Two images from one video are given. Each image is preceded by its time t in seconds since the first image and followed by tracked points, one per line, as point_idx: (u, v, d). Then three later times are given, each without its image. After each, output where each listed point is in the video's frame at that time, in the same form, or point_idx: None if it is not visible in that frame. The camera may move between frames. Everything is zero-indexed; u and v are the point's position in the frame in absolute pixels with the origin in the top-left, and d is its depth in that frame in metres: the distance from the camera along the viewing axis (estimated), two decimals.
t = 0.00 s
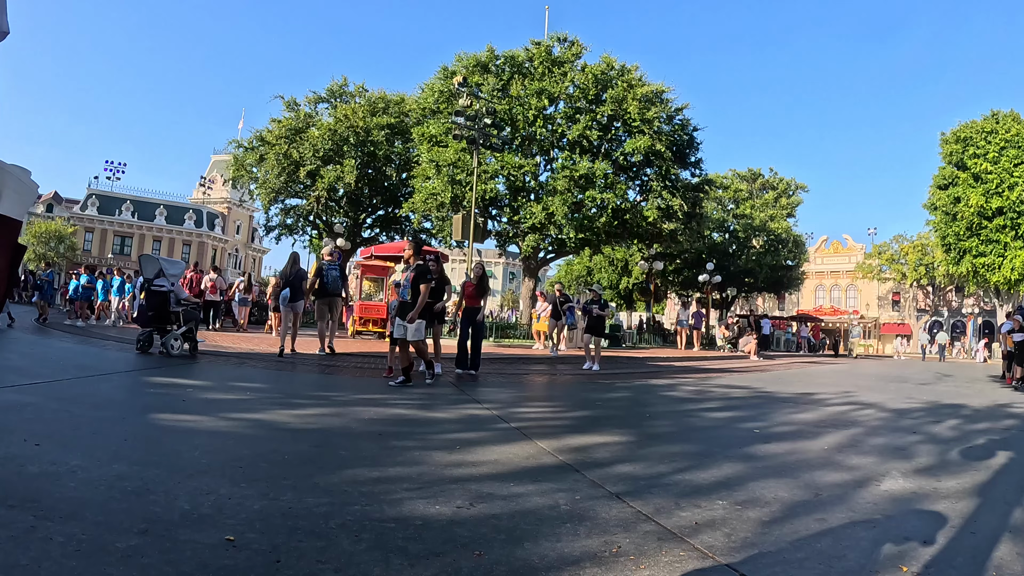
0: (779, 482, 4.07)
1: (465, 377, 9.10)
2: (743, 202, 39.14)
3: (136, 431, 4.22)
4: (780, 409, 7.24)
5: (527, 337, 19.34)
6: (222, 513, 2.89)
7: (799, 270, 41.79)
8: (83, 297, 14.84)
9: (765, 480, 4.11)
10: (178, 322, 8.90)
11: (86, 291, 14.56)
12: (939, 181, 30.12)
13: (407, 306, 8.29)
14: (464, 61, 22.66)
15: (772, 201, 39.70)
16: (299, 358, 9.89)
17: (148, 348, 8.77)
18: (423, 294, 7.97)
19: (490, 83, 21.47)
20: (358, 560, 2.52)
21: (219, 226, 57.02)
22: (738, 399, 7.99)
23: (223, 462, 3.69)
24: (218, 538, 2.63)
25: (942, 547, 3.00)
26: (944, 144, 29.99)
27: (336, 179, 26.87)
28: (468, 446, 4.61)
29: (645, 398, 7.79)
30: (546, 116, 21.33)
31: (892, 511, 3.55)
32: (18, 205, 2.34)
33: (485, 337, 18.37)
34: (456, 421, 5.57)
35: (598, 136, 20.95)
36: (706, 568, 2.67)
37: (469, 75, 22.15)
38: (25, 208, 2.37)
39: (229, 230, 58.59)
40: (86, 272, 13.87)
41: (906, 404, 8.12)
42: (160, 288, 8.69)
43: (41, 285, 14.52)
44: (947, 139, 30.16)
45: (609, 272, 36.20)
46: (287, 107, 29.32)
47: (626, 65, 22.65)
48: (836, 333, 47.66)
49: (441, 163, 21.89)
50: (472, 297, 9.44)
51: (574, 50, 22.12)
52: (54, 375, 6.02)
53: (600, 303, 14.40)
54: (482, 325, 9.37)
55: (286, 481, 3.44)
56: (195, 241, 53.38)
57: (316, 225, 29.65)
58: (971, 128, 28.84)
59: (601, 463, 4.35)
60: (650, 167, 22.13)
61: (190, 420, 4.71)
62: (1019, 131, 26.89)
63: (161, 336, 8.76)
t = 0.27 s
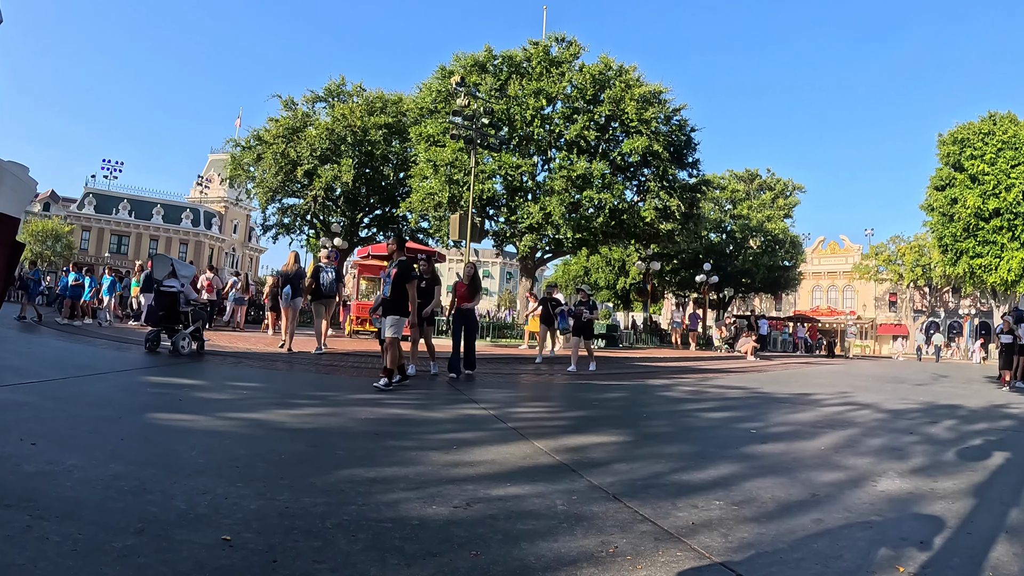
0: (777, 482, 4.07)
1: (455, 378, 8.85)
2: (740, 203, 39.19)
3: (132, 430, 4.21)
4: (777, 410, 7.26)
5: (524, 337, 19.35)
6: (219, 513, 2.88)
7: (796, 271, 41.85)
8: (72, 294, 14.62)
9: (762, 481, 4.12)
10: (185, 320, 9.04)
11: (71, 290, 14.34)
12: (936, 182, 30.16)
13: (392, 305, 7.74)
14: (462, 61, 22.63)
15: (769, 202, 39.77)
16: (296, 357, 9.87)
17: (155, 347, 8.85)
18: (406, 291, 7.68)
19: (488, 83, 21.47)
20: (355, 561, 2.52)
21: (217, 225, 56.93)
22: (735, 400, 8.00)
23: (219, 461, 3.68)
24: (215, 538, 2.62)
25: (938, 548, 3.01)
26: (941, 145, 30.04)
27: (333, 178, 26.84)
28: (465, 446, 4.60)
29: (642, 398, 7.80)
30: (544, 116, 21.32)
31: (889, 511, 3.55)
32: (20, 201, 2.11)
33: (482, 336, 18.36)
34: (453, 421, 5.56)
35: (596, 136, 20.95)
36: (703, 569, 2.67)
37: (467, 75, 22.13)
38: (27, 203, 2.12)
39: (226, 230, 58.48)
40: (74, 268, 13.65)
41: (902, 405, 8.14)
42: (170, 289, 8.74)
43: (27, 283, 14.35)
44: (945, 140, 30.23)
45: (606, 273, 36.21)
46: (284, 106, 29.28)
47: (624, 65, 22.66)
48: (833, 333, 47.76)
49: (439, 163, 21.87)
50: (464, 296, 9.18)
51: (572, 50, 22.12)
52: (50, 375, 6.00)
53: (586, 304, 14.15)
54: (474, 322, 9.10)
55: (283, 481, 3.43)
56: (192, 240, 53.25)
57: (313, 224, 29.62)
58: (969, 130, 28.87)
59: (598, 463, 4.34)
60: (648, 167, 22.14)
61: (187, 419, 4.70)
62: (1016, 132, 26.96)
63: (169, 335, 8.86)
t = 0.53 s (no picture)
0: (775, 483, 4.08)
1: (454, 380, 8.60)
2: (738, 203, 39.21)
3: (130, 430, 4.20)
4: (775, 410, 7.26)
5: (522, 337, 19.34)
6: (216, 512, 2.88)
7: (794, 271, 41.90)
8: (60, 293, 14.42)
9: (760, 480, 4.12)
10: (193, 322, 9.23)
11: (58, 288, 14.16)
12: (934, 183, 30.16)
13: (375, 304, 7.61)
14: (460, 61, 22.61)
15: (767, 202, 39.82)
16: (293, 357, 9.85)
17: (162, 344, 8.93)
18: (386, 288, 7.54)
19: (486, 83, 21.46)
20: (352, 560, 2.51)
21: (214, 224, 56.84)
22: (732, 400, 8.01)
23: (217, 461, 3.67)
24: (212, 537, 2.61)
25: (936, 548, 3.01)
26: (939, 146, 30.07)
27: (331, 178, 26.81)
28: (462, 446, 4.60)
29: (640, 399, 7.80)
30: (542, 116, 21.30)
31: (887, 512, 3.55)
32: (14, 198, 2.28)
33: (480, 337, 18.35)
34: (451, 421, 5.56)
35: (594, 136, 20.95)
36: (699, 569, 2.68)
37: (465, 74, 22.13)
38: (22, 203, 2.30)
39: (224, 229, 58.39)
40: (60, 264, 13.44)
41: (901, 405, 8.15)
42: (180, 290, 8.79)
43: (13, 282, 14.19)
44: (942, 140, 30.27)
45: (604, 273, 36.20)
46: (282, 105, 29.24)
47: (622, 65, 22.66)
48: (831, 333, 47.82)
49: (437, 163, 21.85)
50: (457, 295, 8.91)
51: (570, 50, 22.11)
52: (47, 374, 5.99)
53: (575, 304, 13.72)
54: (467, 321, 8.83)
55: (280, 481, 3.42)
56: (190, 239, 53.15)
57: (311, 224, 29.59)
58: (966, 131, 28.89)
59: (595, 464, 4.34)
60: (646, 167, 22.15)
61: (184, 419, 4.69)
62: (1014, 133, 27.02)
63: (176, 335, 9.01)
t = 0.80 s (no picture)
0: (773, 482, 4.09)
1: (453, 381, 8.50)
2: (737, 203, 39.24)
3: (129, 429, 4.20)
4: (773, 411, 7.26)
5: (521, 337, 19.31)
6: (215, 512, 2.88)
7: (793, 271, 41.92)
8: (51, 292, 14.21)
9: (758, 480, 4.12)
10: (203, 321, 9.46)
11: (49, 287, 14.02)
12: (933, 184, 30.17)
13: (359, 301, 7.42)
14: (459, 60, 22.60)
15: (766, 203, 39.94)
16: (292, 356, 9.86)
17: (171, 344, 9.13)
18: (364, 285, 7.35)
19: (485, 83, 21.46)
20: (351, 560, 2.51)
21: (213, 224, 56.81)
22: (731, 400, 8.01)
23: (215, 460, 3.67)
24: (211, 536, 2.61)
25: (934, 548, 3.02)
26: (938, 146, 30.10)
27: (330, 177, 26.81)
28: (460, 446, 4.60)
29: (638, 399, 7.80)
30: (541, 115, 21.29)
31: (886, 512, 3.56)
32: (11, 200, 2.26)
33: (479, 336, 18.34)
34: (450, 420, 5.57)
35: (593, 136, 20.97)
36: (700, 570, 2.66)
37: (464, 74, 22.13)
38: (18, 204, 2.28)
39: (223, 228, 58.32)
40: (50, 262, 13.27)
41: (900, 406, 8.15)
42: (187, 291, 8.91)
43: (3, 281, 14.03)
44: (941, 141, 30.31)
45: (603, 273, 36.17)
46: (281, 105, 29.20)
47: (622, 65, 22.66)
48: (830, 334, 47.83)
49: (436, 162, 21.83)
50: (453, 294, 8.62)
51: (569, 50, 22.11)
52: (46, 373, 5.98)
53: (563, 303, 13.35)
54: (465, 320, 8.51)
55: (279, 480, 3.43)
56: (189, 239, 53.05)
57: (310, 224, 29.57)
58: (965, 132, 28.91)
59: (595, 463, 4.35)
60: (645, 167, 22.18)
61: (184, 418, 4.69)
62: (1012, 134, 27.06)
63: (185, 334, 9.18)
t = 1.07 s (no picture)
0: (773, 482, 4.08)
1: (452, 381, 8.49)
2: (737, 203, 39.29)
3: (128, 428, 4.20)
4: (773, 410, 7.25)
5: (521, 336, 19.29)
6: (214, 511, 2.88)
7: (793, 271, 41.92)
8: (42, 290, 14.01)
9: (758, 480, 4.12)
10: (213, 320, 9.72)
11: (40, 286, 13.90)
12: (933, 184, 30.18)
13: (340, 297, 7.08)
14: (459, 60, 22.59)
15: (766, 203, 39.98)
16: (292, 355, 9.87)
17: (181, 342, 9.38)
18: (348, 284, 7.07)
19: (485, 82, 21.47)
20: (351, 560, 2.51)
21: (213, 223, 56.83)
22: (730, 399, 8.02)
23: (215, 460, 3.67)
24: (210, 536, 2.61)
25: (934, 548, 3.02)
26: (938, 146, 30.10)
27: (330, 176, 26.81)
28: (460, 446, 4.60)
29: (638, 398, 7.80)
30: (541, 115, 21.28)
31: (886, 512, 3.56)
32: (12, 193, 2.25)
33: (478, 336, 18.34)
34: (450, 419, 5.58)
35: (593, 136, 20.97)
36: (699, 570, 2.67)
37: (464, 74, 22.11)
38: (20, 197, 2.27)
39: (223, 228, 58.30)
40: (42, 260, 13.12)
41: (900, 406, 8.15)
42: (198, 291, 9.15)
43: None
44: (941, 141, 30.30)
45: (602, 273, 36.12)
46: (281, 104, 29.18)
47: (621, 65, 22.65)
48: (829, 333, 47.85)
49: (436, 162, 21.82)
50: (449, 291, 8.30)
51: (569, 50, 22.11)
52: (45, 372, 5.97)
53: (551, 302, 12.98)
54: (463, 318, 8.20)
55: (279, 479, 3.43)
56: (188, 238, 53.00)
57: (310, 223, 29.56)
58: (965, 131, 28.90)
59: (594, 463, 4.35)
60: (644, 167, 22.19)
61: (183, 418, 4.69)
62: (1012, 134, 27.06)
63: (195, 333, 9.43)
